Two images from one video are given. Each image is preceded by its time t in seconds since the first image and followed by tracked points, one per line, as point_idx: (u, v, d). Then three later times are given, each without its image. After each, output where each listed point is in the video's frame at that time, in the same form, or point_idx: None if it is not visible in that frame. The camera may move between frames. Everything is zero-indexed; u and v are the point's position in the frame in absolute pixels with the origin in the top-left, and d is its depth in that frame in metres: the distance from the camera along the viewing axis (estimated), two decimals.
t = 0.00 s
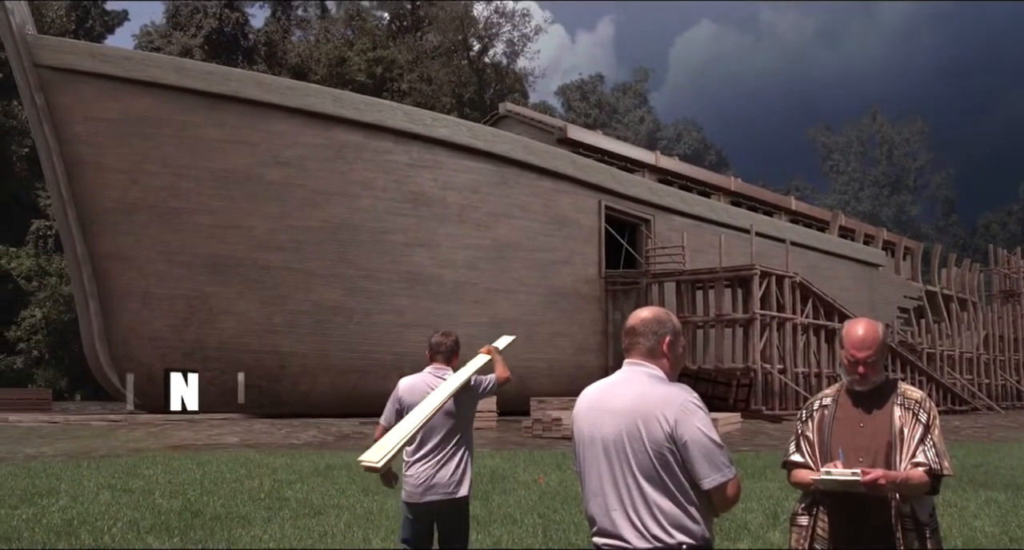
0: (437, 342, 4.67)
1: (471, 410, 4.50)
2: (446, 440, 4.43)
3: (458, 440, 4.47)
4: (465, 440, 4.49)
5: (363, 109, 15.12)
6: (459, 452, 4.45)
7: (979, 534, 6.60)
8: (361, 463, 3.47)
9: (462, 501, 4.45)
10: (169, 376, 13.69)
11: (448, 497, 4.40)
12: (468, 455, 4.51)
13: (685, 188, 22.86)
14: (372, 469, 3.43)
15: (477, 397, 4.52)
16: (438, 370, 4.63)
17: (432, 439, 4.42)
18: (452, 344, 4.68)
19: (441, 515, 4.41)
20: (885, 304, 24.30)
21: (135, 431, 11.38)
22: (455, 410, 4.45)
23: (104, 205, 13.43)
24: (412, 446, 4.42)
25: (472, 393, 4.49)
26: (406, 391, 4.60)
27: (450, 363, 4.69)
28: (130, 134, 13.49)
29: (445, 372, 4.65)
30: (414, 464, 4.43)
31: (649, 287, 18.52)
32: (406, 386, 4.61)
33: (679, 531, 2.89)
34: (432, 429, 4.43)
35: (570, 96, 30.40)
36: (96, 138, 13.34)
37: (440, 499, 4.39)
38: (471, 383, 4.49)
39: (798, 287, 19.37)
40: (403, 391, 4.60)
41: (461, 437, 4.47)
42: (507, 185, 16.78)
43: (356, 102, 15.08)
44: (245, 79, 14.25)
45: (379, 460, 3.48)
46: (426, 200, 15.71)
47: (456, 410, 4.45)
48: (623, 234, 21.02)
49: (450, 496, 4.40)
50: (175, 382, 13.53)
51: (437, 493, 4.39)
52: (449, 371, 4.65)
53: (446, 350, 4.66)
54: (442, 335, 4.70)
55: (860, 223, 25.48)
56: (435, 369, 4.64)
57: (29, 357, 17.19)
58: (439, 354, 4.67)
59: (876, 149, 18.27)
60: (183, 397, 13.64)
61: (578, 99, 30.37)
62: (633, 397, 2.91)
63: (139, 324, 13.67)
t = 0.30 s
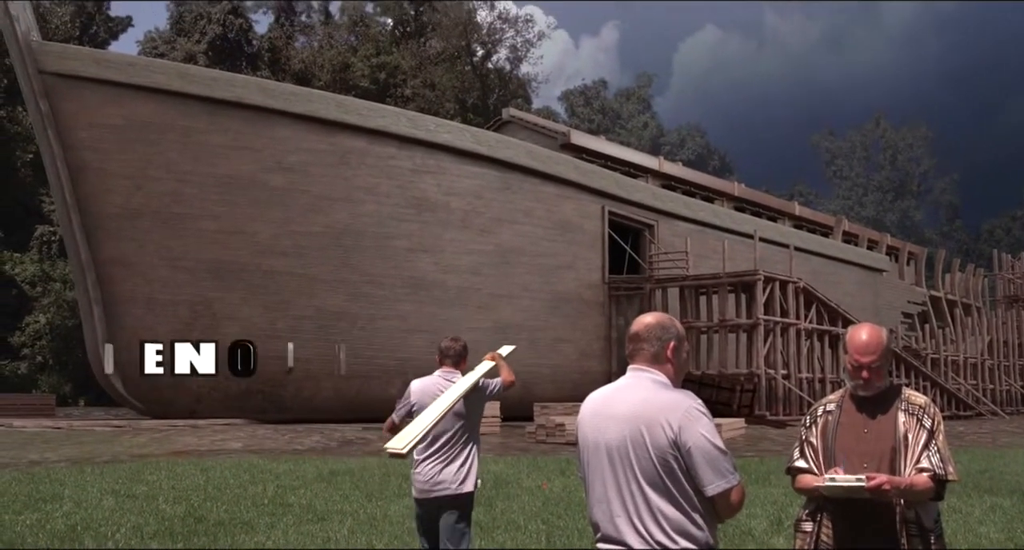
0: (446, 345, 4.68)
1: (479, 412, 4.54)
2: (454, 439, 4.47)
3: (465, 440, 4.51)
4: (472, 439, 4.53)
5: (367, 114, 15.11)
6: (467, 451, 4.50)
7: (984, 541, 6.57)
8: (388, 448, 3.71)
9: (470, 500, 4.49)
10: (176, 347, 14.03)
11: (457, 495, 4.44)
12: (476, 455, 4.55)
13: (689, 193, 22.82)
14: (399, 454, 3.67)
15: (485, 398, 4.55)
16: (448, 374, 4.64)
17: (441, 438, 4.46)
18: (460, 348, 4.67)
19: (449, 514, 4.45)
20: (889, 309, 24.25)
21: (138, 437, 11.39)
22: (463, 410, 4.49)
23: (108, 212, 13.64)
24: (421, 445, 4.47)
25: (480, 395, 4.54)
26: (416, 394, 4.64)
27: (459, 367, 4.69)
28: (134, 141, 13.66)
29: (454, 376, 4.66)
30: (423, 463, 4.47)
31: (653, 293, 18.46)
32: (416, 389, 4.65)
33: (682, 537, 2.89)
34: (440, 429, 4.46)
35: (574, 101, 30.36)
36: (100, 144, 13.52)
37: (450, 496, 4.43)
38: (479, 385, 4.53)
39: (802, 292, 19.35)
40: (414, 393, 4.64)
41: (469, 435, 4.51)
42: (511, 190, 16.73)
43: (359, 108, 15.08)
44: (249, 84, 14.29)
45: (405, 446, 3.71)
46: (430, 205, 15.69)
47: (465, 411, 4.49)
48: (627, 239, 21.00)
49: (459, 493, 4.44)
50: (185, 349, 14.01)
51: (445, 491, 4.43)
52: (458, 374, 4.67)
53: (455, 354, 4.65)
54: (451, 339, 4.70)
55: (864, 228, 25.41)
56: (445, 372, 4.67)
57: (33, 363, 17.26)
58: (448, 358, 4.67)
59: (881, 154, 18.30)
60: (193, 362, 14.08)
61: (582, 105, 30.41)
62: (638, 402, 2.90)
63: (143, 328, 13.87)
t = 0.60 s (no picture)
0: (446, 354, 4.68)
1: (477, 419, 4.54)
2: (453, 445, 4.48)
3: (465, 446, 4.51)
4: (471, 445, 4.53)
5: (369, 118, 15.11)
6: (466, 457, 4.50)
7: (987, 546, 6.55)
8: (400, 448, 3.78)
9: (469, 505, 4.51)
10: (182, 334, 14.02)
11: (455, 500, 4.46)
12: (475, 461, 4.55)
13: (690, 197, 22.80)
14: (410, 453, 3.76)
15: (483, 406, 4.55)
16: (447, 383, 4.64)
17: (440, 445, 4.47)
18: (460, 356, 4.67)
19: (448, 518, 4.46)
20: (891, 313, 24.22)
21: (141, 441, 11.39)
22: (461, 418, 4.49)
23: (111, 217, 13.76)
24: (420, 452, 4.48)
25: (479, 403, 4.54)
26: (418, 401, 4.65)
27: (459, 376, 4.69)
28: (137, 145, 13.72)
29: (454, 385, 4.65)
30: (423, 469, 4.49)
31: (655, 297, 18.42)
32: (419, 396, 4.67)
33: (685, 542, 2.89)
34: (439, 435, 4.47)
35: (576, 105, 30.33)
36: (103, 149, 13.61)
37: (448, 501, 4.45)
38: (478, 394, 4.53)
39: (804, 295, 19.34)
40: (417, 399, 4.66)
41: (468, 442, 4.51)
42: (513, 194, 16.69)
43: (362, 112, 15.08)
44: (251, 88, 14.32)
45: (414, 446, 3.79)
46: (432, 210, 15.66)
47: (464, 418, 4.49)
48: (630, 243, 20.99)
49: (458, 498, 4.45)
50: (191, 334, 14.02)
51: (445, 496, 4.45)
52: (457, 384, 4.66)
53: (455, 362, 4.66)
54: (451, 347, 4.71)
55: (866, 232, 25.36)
56: (445, 381, 4.67)
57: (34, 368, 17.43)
58: (448, 366, 4.68)
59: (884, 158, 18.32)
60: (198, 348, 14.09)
61: (584, 109, 30.45)
62: (641, 406, 2.89)
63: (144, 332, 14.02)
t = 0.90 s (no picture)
0: (451, 356, 4.69)
1: (480, 418, 4.55)
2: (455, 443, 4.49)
3: (468, 444, 4.52)
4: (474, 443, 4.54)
5: (371, 121, 15.06)
6: (470, 455, 4.51)
7: None
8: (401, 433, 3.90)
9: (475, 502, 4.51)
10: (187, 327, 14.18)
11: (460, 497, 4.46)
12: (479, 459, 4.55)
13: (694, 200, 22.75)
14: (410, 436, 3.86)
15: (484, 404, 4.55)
16: (451, 383, 4.65)
17: (442, 443, 4.49)
18: (465, 358, 4.68)
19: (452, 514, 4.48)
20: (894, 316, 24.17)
21: (143, 445, 11.41)
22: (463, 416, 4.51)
23: (114, 219, 14.02)
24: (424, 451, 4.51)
25: (481, 402, 4.55)
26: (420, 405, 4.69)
27: (463, 378, 4.69)
28: (140, 148, 13.95)
29: (458, 386, 4.65)
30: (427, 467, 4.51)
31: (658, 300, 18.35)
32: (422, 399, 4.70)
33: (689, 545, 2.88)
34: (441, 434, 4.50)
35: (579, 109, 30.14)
36: (106, 153, 13.90)
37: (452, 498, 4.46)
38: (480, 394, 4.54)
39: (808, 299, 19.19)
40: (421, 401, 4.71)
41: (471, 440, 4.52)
42: (516, 198, 16.59)
43: (365, 116, 15.04)
44: (254, 92, 14.36)
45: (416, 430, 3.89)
46: (434, 213, 15.60)
47: (466, 417, 4.51)
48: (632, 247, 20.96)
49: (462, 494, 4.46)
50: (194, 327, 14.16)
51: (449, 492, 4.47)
52: (461, 384, 4.66)
53: (459, 365, 4.67)
54: (457, 349, 4.72)
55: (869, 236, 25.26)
56: (449, 382, 4.68)
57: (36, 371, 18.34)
58: (453, 368, 4.69)
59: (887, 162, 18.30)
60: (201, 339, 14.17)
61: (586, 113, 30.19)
62: (643, 410, 2.89)
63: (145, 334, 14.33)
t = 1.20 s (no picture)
0: (460, 364, 4.67)
1: (487, 426, 4.53)
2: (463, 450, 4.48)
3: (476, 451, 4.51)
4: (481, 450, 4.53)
5: (373, 124, 15.02)
6: (477, 461, 4.50)
7: None
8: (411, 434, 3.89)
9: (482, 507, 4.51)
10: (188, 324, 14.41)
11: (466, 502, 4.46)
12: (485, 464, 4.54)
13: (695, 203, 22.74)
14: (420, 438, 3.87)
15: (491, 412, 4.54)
16: (459, 391, 4.61)
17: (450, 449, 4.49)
18: (473, 366, 4.65)
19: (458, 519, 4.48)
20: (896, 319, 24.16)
21: (144, 447, 11.43)
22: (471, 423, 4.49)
23: (116, 223, 14.04)
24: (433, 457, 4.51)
25: (488, 409, 4.53)
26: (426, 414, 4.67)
27: (471, 385, 4.64)
28: (142, 151, 13.96)
29: (466, 394, 4.61)
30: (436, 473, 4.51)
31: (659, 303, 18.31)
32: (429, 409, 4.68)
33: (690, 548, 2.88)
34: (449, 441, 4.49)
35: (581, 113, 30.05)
36: (108, 156, 13.90)
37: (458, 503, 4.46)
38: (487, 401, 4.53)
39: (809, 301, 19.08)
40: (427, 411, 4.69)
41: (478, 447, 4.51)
42: (517, 201, 16.53)
43: (366, 119, 15.02)
44: (255, 95, 14.33)
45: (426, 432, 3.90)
46: (436, 216, 15.56)
47: (474, 423, 4.49)
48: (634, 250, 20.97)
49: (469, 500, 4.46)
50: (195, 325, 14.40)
51: (456, 499, 4.46)
52: (469, 392, 4.62)
53: (467, 373, 4.64)
54: (464, 357, 4.70)
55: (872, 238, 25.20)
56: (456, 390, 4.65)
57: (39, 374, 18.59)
58: (462, 376, 4.64)
59: (888, 164, 18.30)
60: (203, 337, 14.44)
61: (587, 116, 30.10)
62: (644, 413, 2.89)
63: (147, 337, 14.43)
